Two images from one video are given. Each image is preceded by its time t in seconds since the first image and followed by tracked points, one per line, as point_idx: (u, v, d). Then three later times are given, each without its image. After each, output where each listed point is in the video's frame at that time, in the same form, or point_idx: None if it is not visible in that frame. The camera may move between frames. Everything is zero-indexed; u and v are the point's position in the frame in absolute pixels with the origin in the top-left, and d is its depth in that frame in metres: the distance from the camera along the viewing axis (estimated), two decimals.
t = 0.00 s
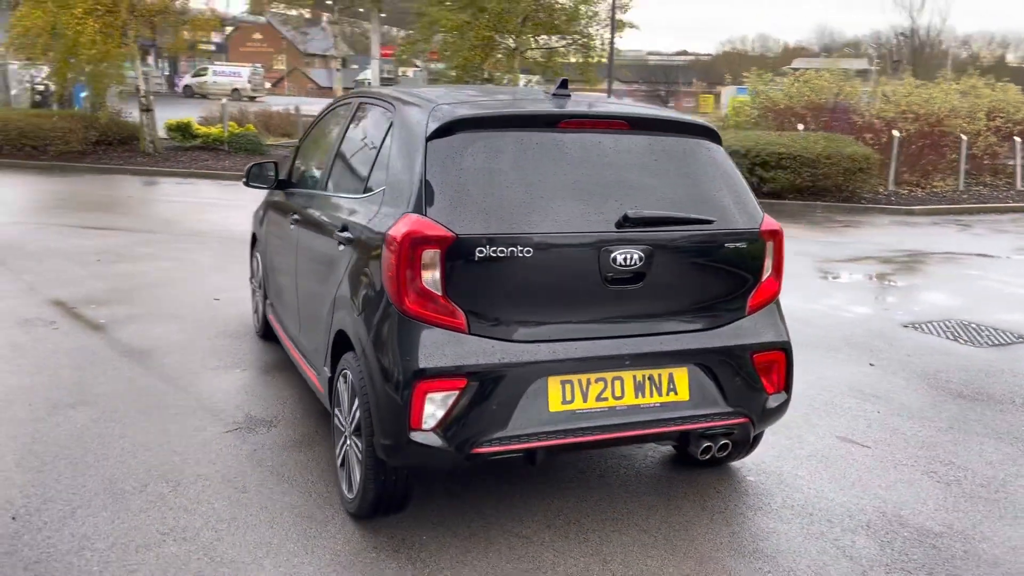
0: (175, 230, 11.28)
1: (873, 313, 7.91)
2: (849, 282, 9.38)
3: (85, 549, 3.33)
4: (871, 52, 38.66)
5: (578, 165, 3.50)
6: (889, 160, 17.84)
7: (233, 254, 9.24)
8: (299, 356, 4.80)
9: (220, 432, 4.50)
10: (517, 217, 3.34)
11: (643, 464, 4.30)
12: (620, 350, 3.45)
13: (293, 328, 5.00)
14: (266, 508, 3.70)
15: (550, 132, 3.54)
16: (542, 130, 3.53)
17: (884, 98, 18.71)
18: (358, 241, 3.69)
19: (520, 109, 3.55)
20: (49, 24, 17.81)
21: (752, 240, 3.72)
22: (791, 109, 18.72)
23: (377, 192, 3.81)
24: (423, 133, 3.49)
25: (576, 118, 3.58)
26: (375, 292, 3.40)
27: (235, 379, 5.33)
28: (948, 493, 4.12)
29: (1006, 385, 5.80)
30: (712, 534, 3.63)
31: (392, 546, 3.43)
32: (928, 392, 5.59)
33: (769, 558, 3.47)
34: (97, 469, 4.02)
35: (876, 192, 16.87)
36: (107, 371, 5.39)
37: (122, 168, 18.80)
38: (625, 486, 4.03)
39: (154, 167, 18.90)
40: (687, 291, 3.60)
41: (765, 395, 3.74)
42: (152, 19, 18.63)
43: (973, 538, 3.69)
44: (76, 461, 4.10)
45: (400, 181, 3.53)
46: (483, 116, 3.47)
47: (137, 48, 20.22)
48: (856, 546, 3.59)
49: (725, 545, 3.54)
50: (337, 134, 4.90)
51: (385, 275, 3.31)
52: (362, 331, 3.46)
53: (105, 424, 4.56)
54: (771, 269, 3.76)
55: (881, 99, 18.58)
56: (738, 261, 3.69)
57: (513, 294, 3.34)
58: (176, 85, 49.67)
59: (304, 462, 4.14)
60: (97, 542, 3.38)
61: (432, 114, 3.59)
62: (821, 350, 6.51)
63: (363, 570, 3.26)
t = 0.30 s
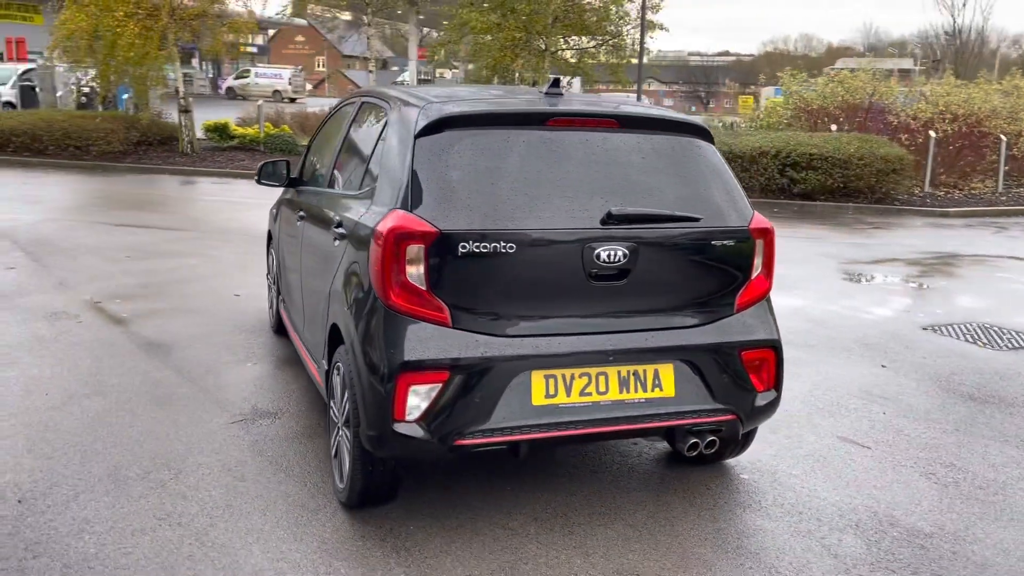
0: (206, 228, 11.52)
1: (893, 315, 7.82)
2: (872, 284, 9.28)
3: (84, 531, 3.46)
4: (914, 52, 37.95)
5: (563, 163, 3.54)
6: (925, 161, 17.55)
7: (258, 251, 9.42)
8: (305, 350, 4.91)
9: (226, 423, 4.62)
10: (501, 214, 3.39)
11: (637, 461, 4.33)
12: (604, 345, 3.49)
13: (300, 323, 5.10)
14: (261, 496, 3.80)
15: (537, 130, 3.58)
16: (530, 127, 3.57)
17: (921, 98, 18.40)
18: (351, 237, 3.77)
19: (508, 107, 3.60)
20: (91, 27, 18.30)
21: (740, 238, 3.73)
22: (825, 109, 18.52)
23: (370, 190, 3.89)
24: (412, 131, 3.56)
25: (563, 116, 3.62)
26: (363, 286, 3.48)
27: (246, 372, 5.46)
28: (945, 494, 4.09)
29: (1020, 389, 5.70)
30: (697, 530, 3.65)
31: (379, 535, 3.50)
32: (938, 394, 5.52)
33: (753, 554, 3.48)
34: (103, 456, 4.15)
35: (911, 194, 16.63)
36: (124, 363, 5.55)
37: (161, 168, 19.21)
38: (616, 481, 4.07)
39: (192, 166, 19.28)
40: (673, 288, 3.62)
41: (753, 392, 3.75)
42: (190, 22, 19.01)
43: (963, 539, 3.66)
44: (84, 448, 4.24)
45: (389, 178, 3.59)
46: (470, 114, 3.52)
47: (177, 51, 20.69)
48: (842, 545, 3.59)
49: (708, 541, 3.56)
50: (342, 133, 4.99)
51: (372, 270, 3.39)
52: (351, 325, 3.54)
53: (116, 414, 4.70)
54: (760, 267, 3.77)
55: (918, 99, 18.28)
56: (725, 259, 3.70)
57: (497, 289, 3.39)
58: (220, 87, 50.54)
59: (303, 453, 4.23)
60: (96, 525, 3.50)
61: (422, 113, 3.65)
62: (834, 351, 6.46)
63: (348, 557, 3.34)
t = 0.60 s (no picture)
0: (238, 226, 11.69)
1: (919, 319, 7.66)
2: (902, 287, 9.09)
3: (82, 518, 3.53)
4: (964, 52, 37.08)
5: (556, 160, 3.53)
6: (967, 162, 17.15)
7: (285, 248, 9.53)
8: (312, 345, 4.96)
9: (232, 416, 4.69)
10: (491, 211, 3.39)
11: (636, 461, 4.30)
12: (594, 343, 3.47)
13: (308, 318, 5.15)
14: (257, 489, 3.85)
15: (530, 127, 3.58)
16: (523, 125, 3.57)
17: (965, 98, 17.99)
18: (348, 234, 3.79)
19: (502, 104, 3.60)
20: (133, 28, 18.56)
21: (736, 238, 3.69)
22: (864, 109, 18.18)
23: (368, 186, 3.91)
24: (406, 128, 3.57)
25: (557, 113, 3.61)
26: (355, 282, 3.50)
27: (258, 366, 5.54)
28: (950, 500, 4.00)
29: None
30: (689, 531, 3.61)
31: (368, 529, 3.52)
32: (955, 399, 5.40)
33: (743, 557, 3.44)
34: (110, 446, 4.24)
35: (951, 196, 16.27)
36: (140, 356, 5.66)
37: (200, 167, 19.56)
38: (611, 481, 4.05)
39: (230, 165, 19.60)
40: (668, 286, 3.59)
41: (749, 393, 3.71)
42: (230, 24, 19.28)
43: (963, 547, 3.57)
44: (92, 438, 4.33)
45: (383, 175, 3.61)
46: (462, 112, 3.53)
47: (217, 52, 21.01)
48: (837, 549, 3.53)
49: (699, 542, 3.53)
50: (348, 129, 5.02)
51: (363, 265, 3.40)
52: (344, 320, 3.57)
53: (126, 405, 4.80)
54: (758, 266, 3.72)
55: (961, 99, 17.87)
56: (720, 257, 3.66)
57: (486, 286, 3.39)
58: (264, 87, 51.29)
59: (303, 447, 4.28)
60: (94, 513, 3.58)
61: (417, 110, 3.66)
62: (853, 355, 6.35)
63: (336, 550, 3.37)
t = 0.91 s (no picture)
0: (265, 224, 11.80)
1: (945, 323, 7.48)
2: (930, 291, 8.88)
3: (79, 508, 3.58)
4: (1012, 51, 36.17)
5: (547, 158, 3.49)
6: (1009, 164, 16.73)
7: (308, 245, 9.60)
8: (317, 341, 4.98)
9: (237, 410, 4.73)
10: (480, 209, 3.37)
11: (636, 462, 4.26)
12: (584, 342, 3.44)
13: (314, 315, 5.18)
14: (253, 483, 3.87)
15: (523, 124, 3.55)
16: (516, 121, 3.54)
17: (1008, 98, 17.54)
18: (343, 232, 3.81)
19: (496, 102, 3.57)
20: (171, 29, 18.84)
21: (732, 238, 3.62)
22: (902, 109, 17.83)
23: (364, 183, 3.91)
24: (400, 124, 3.56)
25: (551, 110, 3.58)
26: (346, 280, 3.51)
27: (268, 362, 5.58)
28: (956, 508, 3.90)
29: None
30: (681, 533, 3.57)
31: (358, 526, 3.53)
32: (973, 406, 5.26)
33: (733, 561, 3.38)
34: (114, 437, 4.31)
35: (991, 198, 15.88)
36: (154, 350, 5.73)
37: (235, 165, 19.83)
38: (607, 481, 4.01)
39: (265, 164, 19.83)
40: (660, 287, 3.55)
41: (744, 395, 3.65)
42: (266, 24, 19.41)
43: (965, 557, 3.48)
44: (97, 430, 4.40)
45: (377, 172, 3.61)
46: (455, 109, 3.51)
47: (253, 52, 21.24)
48: (832, 555, 3.45)
49: (691, 545, 3.48)
50: (353, 128, 5.03)
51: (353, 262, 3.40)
52: (336, 317, 3.57)
53: (135, 398, 4.86)
54: (756, 266, 3.67)
55: (1004, 99, 17.44)
56: (716, 258, 3.60)
57: (474, 284, 3.37)
58: (303, 87, 51.87)
59: (304, 442, 4.30)
60: (91, 503, 3.63)
61: (411, 107, 3.66)
62: (872, 358, 6.22)
63: (323, 546, 3.38)
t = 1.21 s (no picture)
0: (292, 223, 11.94)
1: (970, 327, 7.33)
2: (959, 295, 8.68)
3: (79, 501, 3.66)
4: None
5: (537, 159, 3.49)
6: None
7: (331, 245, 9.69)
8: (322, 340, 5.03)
9: (242, 407, 4.79)
10: (468, 210, 3.38)
11: (634, 464, 4.23)
12: (573, 344, 3.43)
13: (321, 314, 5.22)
14: (250, 479, 3.93)
15: (514, 125, 3.55)
16: (507, 122, 3.55)
17: None
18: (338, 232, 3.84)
19: (488, 102, 3.58)
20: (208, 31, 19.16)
21: (725, 240, 3.59)
22: (940, 108, 17.46)
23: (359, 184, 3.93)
24: (392, 125, 3.58)
25: (542, 110, 3.58)
26: (338, 279, 3.53)
27: (279, 359, 5.65)
28: (958, 517, 3.81)
29: None
30: (671, 537, 3.54)
31: (349, 523, 3.55)
32: (989, 413, 5.13)
33: (722, 567, 3.34)
34: (119, 432, 4.39)
35: None
36: (169, 346, 5.83)
37: (269, 165, 20.08)
38: (603, 482, 3.99)
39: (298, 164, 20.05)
40: (652, 289, 3.52)
41: (737, 399, 3.61)
42: (300, 26, 19.65)
43: (962, 567, 3.40)
44: (105, 425, 4.49)
45: (370, 172, 3.64)
46: (446, 109, 3.52)
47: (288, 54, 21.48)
48: (824, 563, 3.40)
49: (680, 549, 3.45)
50: (358, 129, 5.07)
51: (343, 262, 3.42)
52: (328, 317, 3.60)
53: (146, 393, 4.95)
54: (751, 268, 3.63)
55: None
56: (709, 260, 3.57)
57: (462, 285, 3.38)
58: (342, 88, 52.36)
59: (305, 440, 4.35)
60: (91, 496, 3.71)
61: (405, 107, 3.67)
62: (888, 364, 6.10)
63: (312, 543, 3.41)
